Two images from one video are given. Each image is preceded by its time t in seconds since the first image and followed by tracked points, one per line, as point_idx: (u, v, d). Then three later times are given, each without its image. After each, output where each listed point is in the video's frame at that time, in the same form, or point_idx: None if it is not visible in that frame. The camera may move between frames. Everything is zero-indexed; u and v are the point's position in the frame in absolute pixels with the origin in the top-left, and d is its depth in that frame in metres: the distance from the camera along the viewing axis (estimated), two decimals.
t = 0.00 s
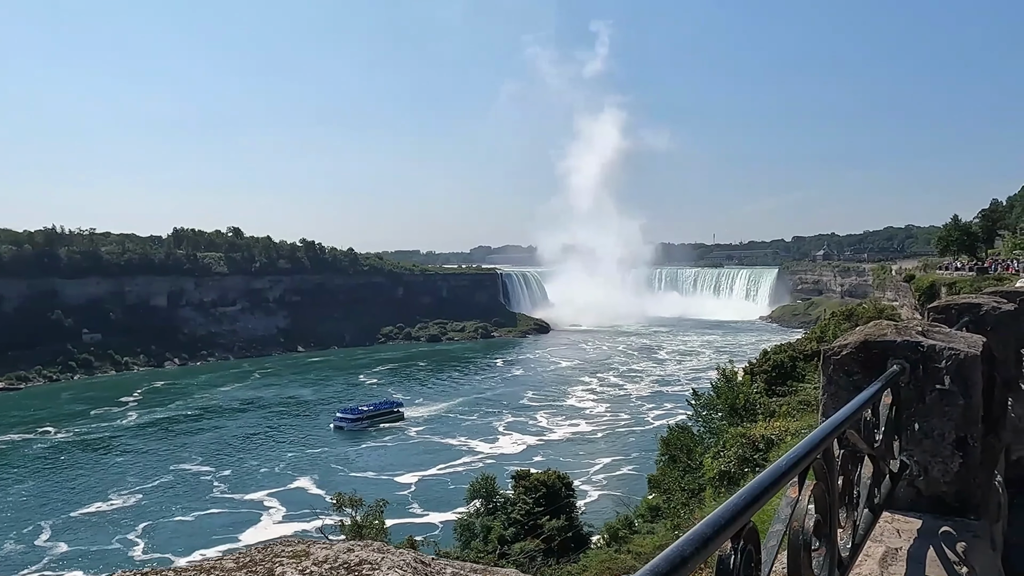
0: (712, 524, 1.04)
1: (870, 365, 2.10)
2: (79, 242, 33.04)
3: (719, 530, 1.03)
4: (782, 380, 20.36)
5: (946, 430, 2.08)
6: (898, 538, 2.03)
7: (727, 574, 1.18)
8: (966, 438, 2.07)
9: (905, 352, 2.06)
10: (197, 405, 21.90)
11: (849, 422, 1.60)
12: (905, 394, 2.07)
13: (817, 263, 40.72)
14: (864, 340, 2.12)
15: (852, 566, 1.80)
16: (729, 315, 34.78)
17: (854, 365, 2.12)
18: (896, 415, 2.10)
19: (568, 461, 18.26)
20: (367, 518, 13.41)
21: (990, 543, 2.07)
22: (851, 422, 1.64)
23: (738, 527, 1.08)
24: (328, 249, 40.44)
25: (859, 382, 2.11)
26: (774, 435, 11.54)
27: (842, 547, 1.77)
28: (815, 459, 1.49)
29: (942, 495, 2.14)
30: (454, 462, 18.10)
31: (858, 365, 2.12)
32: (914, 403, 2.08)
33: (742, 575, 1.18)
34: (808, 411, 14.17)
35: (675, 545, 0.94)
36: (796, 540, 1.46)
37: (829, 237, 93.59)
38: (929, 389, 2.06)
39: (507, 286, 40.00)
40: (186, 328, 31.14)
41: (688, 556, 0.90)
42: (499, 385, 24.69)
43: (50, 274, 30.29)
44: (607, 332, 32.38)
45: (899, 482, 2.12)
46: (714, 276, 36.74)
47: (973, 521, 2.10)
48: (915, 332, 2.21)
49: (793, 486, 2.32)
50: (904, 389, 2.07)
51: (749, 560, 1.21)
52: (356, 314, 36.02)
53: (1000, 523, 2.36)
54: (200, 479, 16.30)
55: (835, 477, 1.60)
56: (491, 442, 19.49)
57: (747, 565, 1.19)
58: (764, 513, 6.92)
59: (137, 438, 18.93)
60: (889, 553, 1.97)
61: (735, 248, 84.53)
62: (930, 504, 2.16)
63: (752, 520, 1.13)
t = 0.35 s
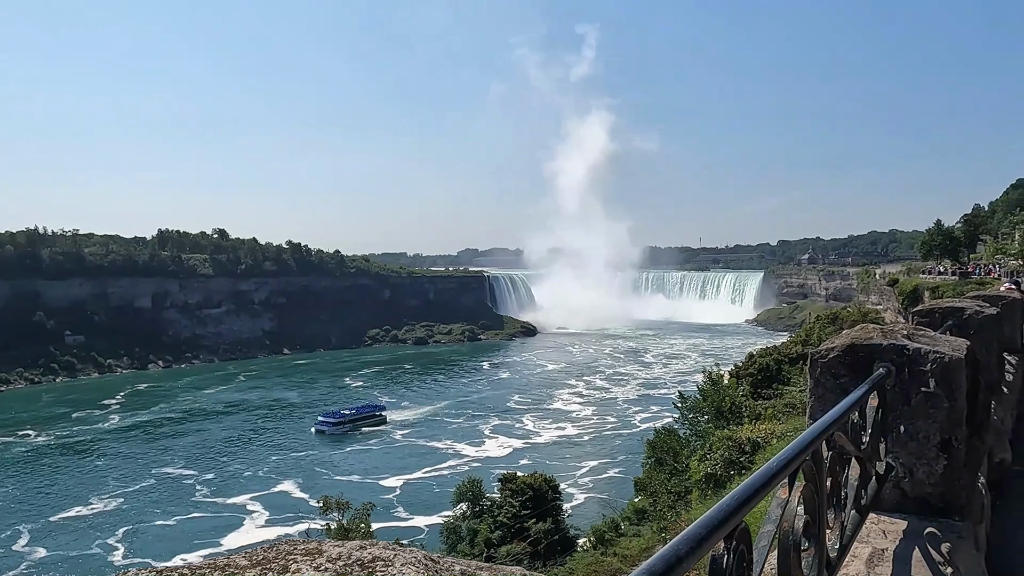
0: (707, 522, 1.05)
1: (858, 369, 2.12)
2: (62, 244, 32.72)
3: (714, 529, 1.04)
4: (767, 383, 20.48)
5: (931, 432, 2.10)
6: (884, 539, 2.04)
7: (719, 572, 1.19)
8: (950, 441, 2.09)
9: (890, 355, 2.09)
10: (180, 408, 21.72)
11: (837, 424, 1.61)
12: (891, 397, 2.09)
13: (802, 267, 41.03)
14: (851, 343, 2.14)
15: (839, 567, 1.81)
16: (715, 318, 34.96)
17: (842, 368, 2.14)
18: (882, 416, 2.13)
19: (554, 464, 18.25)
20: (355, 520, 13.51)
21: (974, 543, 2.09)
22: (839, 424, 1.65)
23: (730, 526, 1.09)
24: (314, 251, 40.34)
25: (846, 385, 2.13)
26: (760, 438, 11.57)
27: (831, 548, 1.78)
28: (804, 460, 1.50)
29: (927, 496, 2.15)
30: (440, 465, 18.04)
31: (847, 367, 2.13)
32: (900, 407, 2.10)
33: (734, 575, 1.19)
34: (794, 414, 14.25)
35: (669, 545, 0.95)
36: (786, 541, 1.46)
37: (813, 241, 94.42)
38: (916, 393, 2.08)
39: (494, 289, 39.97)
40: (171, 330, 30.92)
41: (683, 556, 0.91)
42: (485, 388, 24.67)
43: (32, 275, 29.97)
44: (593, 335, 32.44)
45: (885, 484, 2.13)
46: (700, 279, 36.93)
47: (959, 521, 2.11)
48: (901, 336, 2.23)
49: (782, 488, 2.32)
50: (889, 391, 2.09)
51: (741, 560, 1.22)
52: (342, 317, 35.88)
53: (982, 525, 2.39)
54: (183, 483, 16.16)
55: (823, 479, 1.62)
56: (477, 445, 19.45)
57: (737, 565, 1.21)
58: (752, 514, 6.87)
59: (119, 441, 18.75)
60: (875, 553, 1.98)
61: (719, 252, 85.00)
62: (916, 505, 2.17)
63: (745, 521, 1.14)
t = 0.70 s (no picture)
0: (695, 523, 1.07)
1: (843, 371, 2.15)
2: (47, 246, 32.43)
3: (700, 528, 1.07)
4: (754, 386, 20.58)
5: (914, 434, 2.12)
6: (868, 540, 2.05)
7: (707, 571, 1.21)
8: (934, 442, 2.11)
9: (875, 358, 2.11)
10: (165, 411, 21.55)
11: (823, 425, 1.64)
12: (876, 399, 2.11)
13: (788, 271, 41.27)
14: (836, 346, 2.16)
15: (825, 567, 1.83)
16: (702, 321, 35.11)
17: (826, 371, 2.17)
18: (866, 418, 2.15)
19: (541, 467, 18.23)
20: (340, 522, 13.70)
21: (957, 543, 2.10)
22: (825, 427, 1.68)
23: (717, 525, 1.12)
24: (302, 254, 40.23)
25: (832, 388, 2.15)
26: (747, 441, 11.60)
27: (818, 548, 1.81)
28: (790, 462, 1.53)
29: (911, 497, 2.16)
30: (427, 469, 17.97)
31: (832, 371, 2.15)
32: (884, 409, 2.12)
33: (721, 574, 1.21)
34: (780, 417, 14.31)
35: (657, 544, 0.98)
36: (774, 540, 1.50)
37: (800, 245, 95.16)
38: (900, 396, 2.11)
39: (482, 292, 39.91)
40: (157, 333, 30.70)
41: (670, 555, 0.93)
42: (473, 391, 24.64)
43: (15, 277, 29.68)
44: (581, 339, 32.49)
45: (870, 484, 2.15)
46: (688, 282, 37.08)
47: (941, 523, 2.12)
48: (886, 338, 2.26)
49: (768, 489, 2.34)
50: (874, 395, 2.12)
51: (728, 558, 1.24)
52: (330, 320, 35.75)
53: (966, 526, 2.40)
54: (167, 487, 16.03)
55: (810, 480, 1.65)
56: (464, 449, 19.40)
57: (725, 564, 1.23)
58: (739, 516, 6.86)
59: (103, 445, 18.57)
60: (860, 554, 1.99)
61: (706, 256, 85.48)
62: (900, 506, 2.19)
63: (732, 521, 1.16)
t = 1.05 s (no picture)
0: (681, 524, 1.07)
1: (827, 373, 2.15)
2: (29, 246, 32.13)
3: (688, 529, 1.07)
4: (740, 387, 20.70)
5: (897, 436, 2.13)
6: (852, 542, 2.04)
7: (693, 574, 1.20)
8: (917, 444, 2.12)
9: (857, 361, 2.12)
10: (149, 413, 21.37)
11: (806, 428, 1.65)
12: (859, 402, 2.13)
13: (773, 273, 41.65)
14: (820, 349, 2.17)
15: (808, 569, 1.84)
16: (689, 323, 35.30)
17: (811, 374, 2.17)
18: (850, 421, 2.16)
19: (528, 469, 18.24)
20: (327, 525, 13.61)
21: (939, 545, 2.10)
22: (808, 430, 1.69)
23: (704, 527, 1.11)
24: (288, 255, 40.12)
25: (816, 391, 2.16)
26: (733, 442, 11.65)
27: (801, 551, 1.83)
28: (775, 465, 1.54)
29: (893, 498, 2.15)
30: (413, 471, 17.93)
31: (817, 374, 2.16)
32: (867, 411, 2.14)
33: None
34: (765, 418, 14.40)
35: (644, 547, 0.97)
36: (758, 542, 1.49)
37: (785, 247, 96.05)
38: (882, 398, 2.12)
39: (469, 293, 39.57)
40: (141, 334, 30.44)
41: (657, 558, 0.93)
42: (460, 393, 24.62)
43: None
44: (568, 341, 32.56)
45: (853, 486, 2.15)
46: (675, 284, 37.27)
47: (924, 524, 2.12)
48: (870, 341, 2.27)
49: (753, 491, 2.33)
50: (857, 398, 2.13)
51: (714, 560, 1.24)
52: (317, 321, 35.62)
53: (949, 529, 2.40)
54: (149, 490, 15.89)
55: (792, 482, 1.66)
56: (451, 451, 19.38)
57: (711, 566, 1.22)
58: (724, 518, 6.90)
59: (84, 447, 18.39)
60: (843, 555, 1.99)
61: (692, 258, 86.08)
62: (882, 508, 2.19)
63: (718, 523, 1.16)
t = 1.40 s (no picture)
0: (671, 524, 1.06)
1: (815, 374, 2.14)
2: (15, 247, 31.87)
3: (677, 530, 1.06)
4: (729, 389, 20.77)
5: (886, 437, 2.12)
6: (840, 542, 2.04)
7: (682, 573, 1.18)
8: (903, 445, 2.11)
9: (846, 361, 2.11)
10: (135, 416, 21.23)
11: (795, 429, 1.63)
12: (847, 403, 2.12)
13: (762, 275, 41.87)
14: (809, 350, 2.16)
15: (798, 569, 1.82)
16: (679, 325, 35.40)
17: (800, 375, 2.16)
18: (839, 422, 2.15)
19: (518, 470, 18.22)
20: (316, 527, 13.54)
21: (928, 545, 2.10)
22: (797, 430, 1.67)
23: (692, 529, 1.09)
24: (278, 257, 40.02)
25: (804, 392, 2.15)
26: (722, 443, 11.67)
27: (790, 551, 1.81)
28: (765, 464, 1.52)
29: (881, 499, 2.14)
30: (402, 473, 17.88)
31: (806, 375, 2.15)
32: (855, 412, 2.13)
33: None
34: (754, 420, 14.45)
35: (634, 546, 0.95)
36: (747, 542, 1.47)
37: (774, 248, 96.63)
38: (870, 399, 2.11)
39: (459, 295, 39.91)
40: (128, 336, 30.22)
41: (646, 557, 0.92)
42: (450, 395, 24.59)
43: None
44: (558, 343, 32.59)
45: (841, 486, 2.14)
46: (664, 286, 37.38)
47: (912, 524, 2.11)
48: (857, 342, 2.27)
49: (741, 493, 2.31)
50: (846, 398, 2.12)
51: (704, 560, 1.22)
52: (306, 323, 35.49)
53: (934, 527, 2.39)
54: (135, 493, 15.78)
55: (781, 482, 1.65)
56: (440, 453, 19.34)
57: (700, 566, 1.20)
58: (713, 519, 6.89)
59: (69, 450, 18.25)
60: (831, 556, 1.97)
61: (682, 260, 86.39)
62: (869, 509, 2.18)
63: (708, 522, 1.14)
